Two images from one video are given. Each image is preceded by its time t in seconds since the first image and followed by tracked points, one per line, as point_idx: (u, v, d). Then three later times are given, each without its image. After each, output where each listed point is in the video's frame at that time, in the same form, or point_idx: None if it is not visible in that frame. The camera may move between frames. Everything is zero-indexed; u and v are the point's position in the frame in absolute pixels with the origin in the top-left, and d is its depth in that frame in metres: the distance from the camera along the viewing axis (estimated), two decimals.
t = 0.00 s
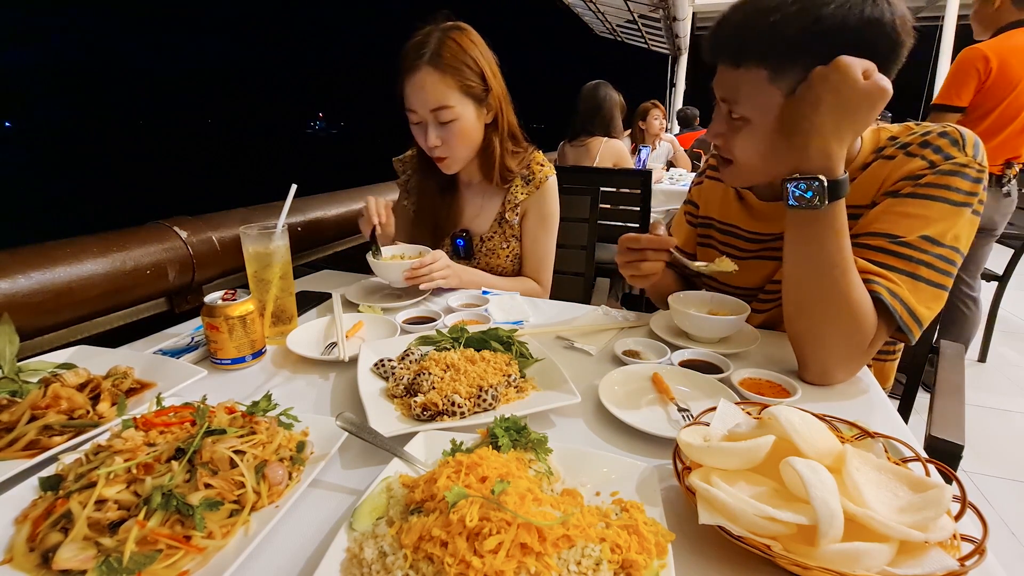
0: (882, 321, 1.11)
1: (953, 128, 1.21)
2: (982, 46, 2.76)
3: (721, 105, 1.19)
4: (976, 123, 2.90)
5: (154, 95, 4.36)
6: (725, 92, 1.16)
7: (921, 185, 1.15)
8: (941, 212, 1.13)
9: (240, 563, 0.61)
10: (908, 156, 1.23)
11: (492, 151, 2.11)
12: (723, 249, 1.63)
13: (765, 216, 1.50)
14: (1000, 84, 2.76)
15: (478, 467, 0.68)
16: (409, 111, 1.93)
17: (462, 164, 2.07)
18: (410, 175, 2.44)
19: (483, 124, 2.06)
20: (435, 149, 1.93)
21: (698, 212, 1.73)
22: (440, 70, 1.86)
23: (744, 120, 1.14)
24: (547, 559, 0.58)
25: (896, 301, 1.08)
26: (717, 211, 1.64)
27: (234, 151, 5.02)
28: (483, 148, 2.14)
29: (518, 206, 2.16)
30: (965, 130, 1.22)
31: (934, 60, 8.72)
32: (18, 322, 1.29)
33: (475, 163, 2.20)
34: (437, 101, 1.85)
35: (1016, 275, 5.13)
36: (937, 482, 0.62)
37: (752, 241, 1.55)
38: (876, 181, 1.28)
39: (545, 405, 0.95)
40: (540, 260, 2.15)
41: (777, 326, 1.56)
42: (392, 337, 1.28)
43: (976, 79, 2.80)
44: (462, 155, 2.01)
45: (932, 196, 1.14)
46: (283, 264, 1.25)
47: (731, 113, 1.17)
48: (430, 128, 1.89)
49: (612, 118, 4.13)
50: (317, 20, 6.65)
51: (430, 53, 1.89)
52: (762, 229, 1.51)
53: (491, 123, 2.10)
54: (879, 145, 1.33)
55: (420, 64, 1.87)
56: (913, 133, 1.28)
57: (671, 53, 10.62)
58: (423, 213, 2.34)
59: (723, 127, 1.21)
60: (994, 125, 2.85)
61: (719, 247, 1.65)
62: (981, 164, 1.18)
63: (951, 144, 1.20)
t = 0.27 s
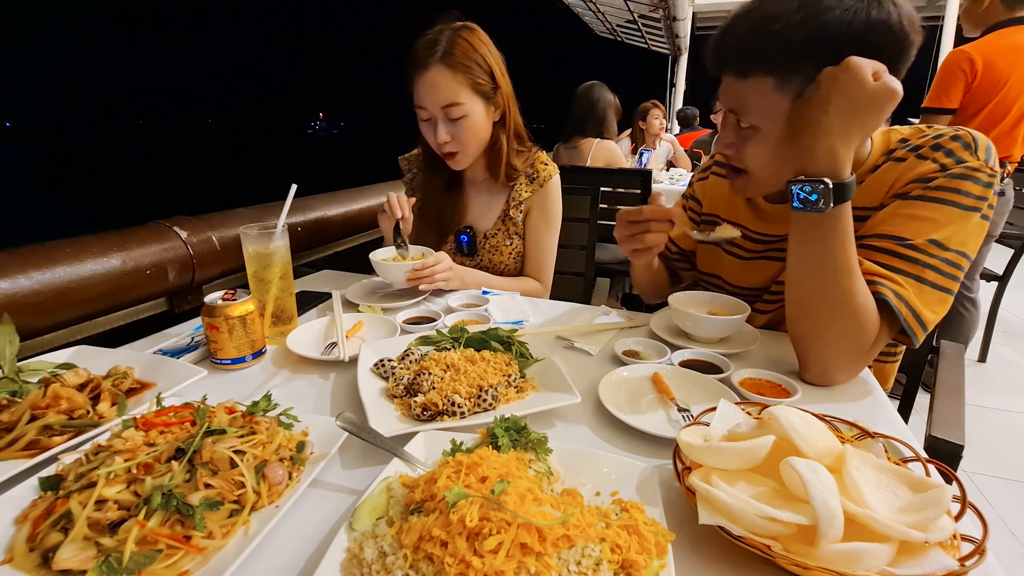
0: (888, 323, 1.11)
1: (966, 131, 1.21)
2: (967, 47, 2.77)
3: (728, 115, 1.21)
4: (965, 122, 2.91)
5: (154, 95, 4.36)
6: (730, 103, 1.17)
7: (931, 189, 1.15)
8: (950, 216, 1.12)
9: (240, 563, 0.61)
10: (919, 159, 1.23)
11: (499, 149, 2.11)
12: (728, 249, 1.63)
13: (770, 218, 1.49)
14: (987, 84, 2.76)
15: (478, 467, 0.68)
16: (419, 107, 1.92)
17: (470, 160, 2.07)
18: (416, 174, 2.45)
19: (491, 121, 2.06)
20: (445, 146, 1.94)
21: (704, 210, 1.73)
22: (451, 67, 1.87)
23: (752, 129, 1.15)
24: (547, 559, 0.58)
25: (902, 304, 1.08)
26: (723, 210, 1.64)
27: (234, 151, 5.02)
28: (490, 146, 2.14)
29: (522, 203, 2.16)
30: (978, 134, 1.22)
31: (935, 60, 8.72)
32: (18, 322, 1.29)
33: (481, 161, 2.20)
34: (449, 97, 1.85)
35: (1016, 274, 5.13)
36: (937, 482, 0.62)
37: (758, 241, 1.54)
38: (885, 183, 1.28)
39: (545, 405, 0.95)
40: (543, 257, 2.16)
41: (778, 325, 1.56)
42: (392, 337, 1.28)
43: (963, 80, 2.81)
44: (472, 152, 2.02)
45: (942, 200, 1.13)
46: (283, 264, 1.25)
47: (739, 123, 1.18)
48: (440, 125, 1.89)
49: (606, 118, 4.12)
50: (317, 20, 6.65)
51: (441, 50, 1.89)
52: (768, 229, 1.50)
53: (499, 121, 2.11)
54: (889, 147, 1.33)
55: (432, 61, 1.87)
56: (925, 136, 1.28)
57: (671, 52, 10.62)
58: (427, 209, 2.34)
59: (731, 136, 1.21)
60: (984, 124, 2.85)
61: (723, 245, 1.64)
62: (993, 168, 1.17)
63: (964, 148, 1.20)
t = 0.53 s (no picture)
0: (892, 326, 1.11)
1: (972, 133, 1.21)
2: (954, 49, 2.78)
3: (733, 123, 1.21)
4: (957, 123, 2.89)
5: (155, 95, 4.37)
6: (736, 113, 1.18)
7: (937, 190, 1.15)
8: (956, 217, 1.12)
9: (239, 563, 0.61)
10: (925, 160, 1.23)
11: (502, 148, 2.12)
12: (730, 248, 1.62)
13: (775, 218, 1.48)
14: (977, 85, 2.76)
15: (478, 467, 0.68)
16: (424, 107, 1.92)
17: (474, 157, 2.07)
18: (419, 173, 2.45)
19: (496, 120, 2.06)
20: (450, 144, 1.94)
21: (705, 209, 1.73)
22: (458, 66, 1.87)
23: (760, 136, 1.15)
24: (547, 559, 0.58)
25: (906, 305, 1.08)
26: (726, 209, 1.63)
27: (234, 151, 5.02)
28: (493, 144, 2.14)
29: (524, 201, 2.16)
30: (985, 135, 1.22)
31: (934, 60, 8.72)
32: (18, 322, 1.29)
33: (483, 160, 2.20)
34: (456, 96, 1.86)
35: (1016, 275, 5.13)
36: (937, 482, 0.62)
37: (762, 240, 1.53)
38: (891, 184, 1.28)
39: (545, 404, 0.95)
40: (545, 254, 2.16)
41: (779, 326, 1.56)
42: (392, 337, 1.28)
43: (952, 82, 2.80)
44: (477, 149, 2.02)
45: (948, 201, 1.14)
46: (283, 264, 1.25)
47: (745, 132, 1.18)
48: (446, 123, 1.89)
49: (597, 118, 4.12)
50: (316, 19, 6.66)
51: (446, 51, 1.89)
52: (770, 229, 1.50)
53: (503, 119, 2.12)
54: (895, 148, 1.33)
55: (438, 61, 1.88)
56: (931, 136, 1.28)
57: (671, 53, 10.62)
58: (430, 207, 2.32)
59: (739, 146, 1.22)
60: (977, 124, 2.83)
61: (725, 244, 1.64)
62: (999, 169, 1.17)
63: (970, 149, 1.20)
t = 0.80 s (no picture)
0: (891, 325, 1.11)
1: (968, 132, 1.21)
2: (948, 50, 2.79)
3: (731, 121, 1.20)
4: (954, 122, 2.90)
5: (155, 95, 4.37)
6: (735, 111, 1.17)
7: (934, 189, 1.15)
8: (953, 216, 1.12)
9: (239, 563, 0.61)
10: (922, 160, 1.23)
11: (502, 146, 2.12)
12: (729, 249, 1.63)
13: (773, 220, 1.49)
14: (974, 84, 2.76)
15: (478, 467, 0.68)
16: (427, 98, 1.93)
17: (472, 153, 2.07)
18: (421, 172, 2.45)
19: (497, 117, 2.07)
20: (449, 137, 1.94)
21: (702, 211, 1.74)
22: (461, 60, 1.87)
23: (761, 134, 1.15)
24: (547, 559, 0.58)
25: (905, 305, 1.08)
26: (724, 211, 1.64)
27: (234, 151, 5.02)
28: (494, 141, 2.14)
29: (525, 199, 2.16)
30: (981, 134, 1.22)
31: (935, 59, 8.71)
32: (18, 322, 1.29)
33: (483, 158, 2.20)
34: (457, 89, 1.86)
35: (1016, 274, 5.12)
36: (937, 482, 0.62)
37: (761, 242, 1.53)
38: (888, 184, 1.28)
39: (546, 404, 0.95)
40: (544, 252, 2.15)
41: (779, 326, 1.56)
42: (391, 337, 1.28)
43: (948, 83, 2.81)
44: (475, 145, 2.02)
45: (945, 200, 1.13)
46: (283, 264, 1.25)
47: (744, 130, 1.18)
48: (446, 116, 1.90)
49: (593, 120, 4.08)
50: (316, 19, 6.65)
51: (452, 44, 1.90)
52: (769, 230, 1.50)
53: (505, 117, 2.12)
54: (891, 148, 1.33)
55: (442, 54, 1.88)
56: (927, 136, 1.28)
57: (671, 52, 10.63)
58: (431, 205, 2.30)
59: (738, 144, 1.21)
60: (972, 123, 2.83)
61: (724, 245, 1.65)
62: (996, 168, 1.17)
63: (966, 148, 1.20)
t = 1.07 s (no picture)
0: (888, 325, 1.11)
1: (962, 130, 1.21)
2: (951, 51, 2.78)
3: (724, 120, 1.20)
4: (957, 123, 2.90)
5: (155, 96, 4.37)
6: (729, 110, 1.17)
7: (930, 188, 1.15)
8: (948, 214, 1.12)
9: (239, 564, 0.61)
10: (916, 159, 1.23)
11: (505, 145, 2.12)
12: (726, 250, 1.63)
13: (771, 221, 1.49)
14: (977, 85, 2.76)
15: (478, 467, 0.68)
16: (430, 95, 1.93)
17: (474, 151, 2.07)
18: (423, 172, 2.45)
19: (500, 116, 2.07)
20: (452, 134, 1.94)
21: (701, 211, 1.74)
22: (465, 58, 1.87)
23: (755, 132, 1.15)
24: (547, 559, 0.58)
25: (902, 305, 1.08)
26: (722, 211, 1.64)
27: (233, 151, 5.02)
28: (496, 140, 2.14)
29: (527, 199, 2.16)
30: (975, 132, 1.22)
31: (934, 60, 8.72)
32: (18, 322, 1.29)
33: (486, 157, 2.19)
34: (461, 87, 1.86)
35: (1016, 274, 5.13)
36: (937, 482, 0.62)
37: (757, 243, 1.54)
38: (883, 183, 1.28)
39: (546, 405, 0.95)
40: (546, 252, 2.15)
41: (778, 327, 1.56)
42: (392, 337, 1.28)
43: (952, 84, 2.82)
44: (477, 144, 2.02)
45: (940, 198, 1.13)
46: (283, 264, 1.25)
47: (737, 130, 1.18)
48: (449, 113, 1.90)
49: (592, 121, 4.06)
50: (316, 20, 6.66)
51: (456, 42, 1.90)
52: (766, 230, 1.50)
53: (507, 116, 2.12)
54: (887, 147, 1.34)
55: (447, 51, 1.88)
56: (922, 135, 1.28)
57: (671, 53, 10.64)
58: (434, 204, 2.29)
59: (732, 144, 1.21)
60: (975, 124, 2.84)
61: (722, 245, 1.65)
62: (991, 165, 1.17)
63: (961, 146, 1.20)
